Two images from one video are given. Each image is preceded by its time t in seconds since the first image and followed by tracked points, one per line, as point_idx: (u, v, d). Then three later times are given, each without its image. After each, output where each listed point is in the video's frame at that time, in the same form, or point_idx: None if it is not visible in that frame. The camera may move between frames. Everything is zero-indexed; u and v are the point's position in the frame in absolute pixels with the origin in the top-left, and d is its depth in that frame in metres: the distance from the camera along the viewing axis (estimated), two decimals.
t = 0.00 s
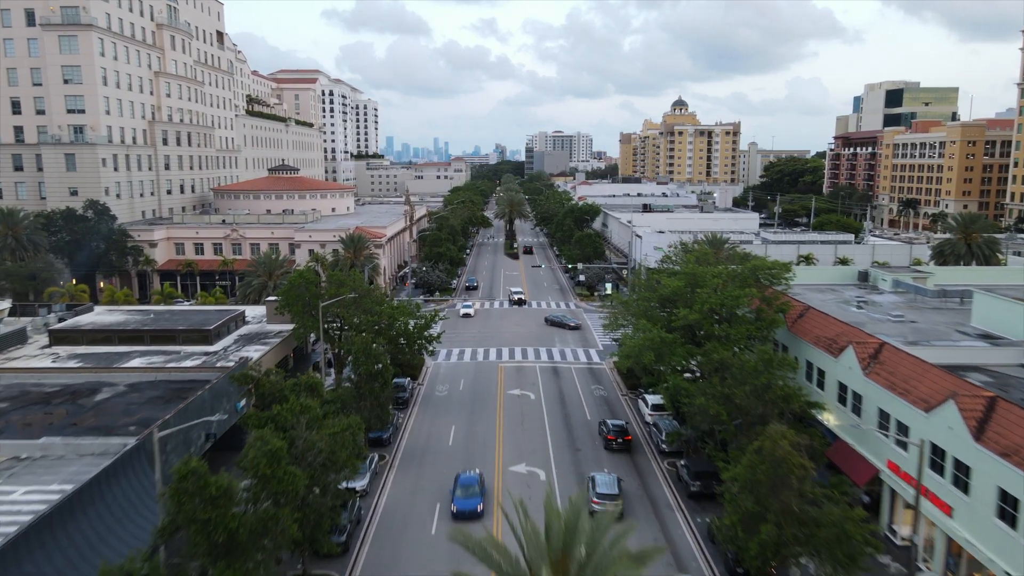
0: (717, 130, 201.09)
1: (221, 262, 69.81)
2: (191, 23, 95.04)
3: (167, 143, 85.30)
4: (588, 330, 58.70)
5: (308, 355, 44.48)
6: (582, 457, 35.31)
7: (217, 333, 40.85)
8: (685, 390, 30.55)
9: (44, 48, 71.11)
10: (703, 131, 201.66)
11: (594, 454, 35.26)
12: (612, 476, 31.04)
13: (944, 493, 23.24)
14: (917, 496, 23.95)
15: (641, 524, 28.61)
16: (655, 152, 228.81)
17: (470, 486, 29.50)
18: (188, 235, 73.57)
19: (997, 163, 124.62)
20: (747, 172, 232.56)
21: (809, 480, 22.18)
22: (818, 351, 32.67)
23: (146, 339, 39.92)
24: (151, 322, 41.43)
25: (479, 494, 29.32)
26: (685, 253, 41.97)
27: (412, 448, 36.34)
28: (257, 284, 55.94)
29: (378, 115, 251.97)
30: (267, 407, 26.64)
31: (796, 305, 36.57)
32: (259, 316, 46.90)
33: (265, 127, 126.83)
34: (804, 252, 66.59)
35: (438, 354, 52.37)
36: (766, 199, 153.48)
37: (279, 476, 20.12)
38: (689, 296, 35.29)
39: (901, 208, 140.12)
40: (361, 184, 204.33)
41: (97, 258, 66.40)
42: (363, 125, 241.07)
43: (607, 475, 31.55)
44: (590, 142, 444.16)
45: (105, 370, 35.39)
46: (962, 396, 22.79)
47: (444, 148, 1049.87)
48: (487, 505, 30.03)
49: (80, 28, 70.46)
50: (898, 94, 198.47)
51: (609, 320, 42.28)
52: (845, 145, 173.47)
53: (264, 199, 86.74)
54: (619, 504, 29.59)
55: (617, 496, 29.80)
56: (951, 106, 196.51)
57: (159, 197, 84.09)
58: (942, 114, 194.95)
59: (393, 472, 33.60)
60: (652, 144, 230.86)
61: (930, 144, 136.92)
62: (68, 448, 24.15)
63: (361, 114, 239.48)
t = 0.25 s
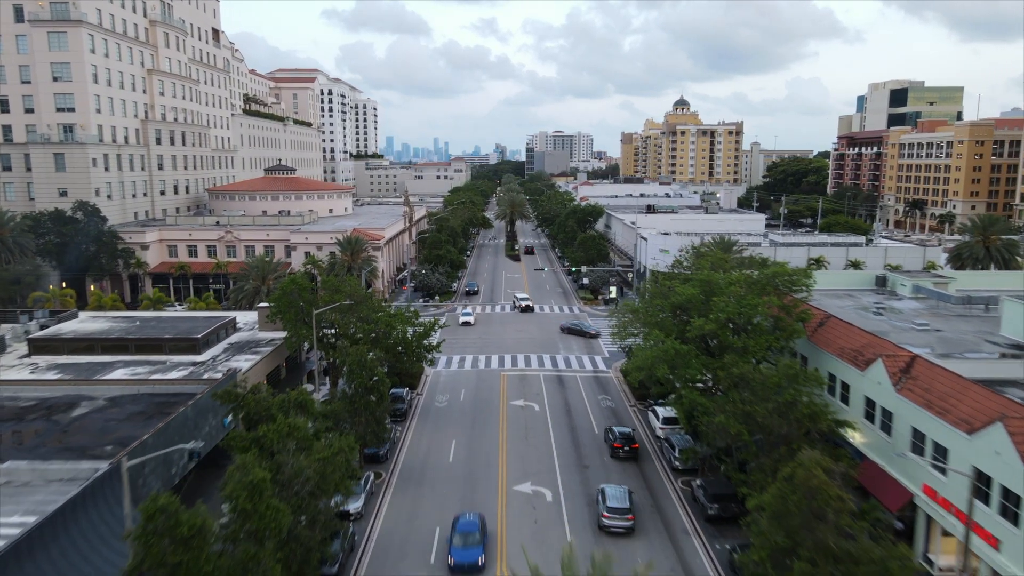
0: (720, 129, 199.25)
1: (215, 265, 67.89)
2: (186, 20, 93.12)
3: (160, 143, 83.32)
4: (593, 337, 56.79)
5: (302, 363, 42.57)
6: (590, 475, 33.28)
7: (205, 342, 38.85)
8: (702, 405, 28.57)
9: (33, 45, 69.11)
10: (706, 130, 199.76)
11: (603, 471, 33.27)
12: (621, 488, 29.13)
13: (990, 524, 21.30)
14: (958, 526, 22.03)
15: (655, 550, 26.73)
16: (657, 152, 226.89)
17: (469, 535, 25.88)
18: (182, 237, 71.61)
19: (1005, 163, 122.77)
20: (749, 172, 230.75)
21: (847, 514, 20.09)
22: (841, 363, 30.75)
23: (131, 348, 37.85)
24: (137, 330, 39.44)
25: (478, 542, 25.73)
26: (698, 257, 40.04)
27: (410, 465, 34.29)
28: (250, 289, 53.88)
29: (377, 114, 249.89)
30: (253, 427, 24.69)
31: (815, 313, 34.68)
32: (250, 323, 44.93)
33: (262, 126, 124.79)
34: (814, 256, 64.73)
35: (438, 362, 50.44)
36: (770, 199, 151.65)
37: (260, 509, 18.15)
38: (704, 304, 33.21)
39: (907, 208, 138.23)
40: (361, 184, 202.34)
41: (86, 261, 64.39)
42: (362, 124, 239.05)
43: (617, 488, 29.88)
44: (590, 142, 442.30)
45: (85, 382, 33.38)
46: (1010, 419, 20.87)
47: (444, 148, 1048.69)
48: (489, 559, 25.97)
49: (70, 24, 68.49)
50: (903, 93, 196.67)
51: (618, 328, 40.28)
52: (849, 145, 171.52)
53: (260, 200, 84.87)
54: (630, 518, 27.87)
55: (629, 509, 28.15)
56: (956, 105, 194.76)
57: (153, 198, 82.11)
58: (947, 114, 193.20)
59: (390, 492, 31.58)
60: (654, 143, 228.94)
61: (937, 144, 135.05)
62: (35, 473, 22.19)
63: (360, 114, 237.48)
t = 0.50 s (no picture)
0: (722, 129, 197.61)
1: (209, 268, 66.13)
2: (181, 17, 91.44)
3: (154, 143, 81.64)
4: (598, 342, 55.09)
5: (295, 373, 40.78)
6: (598, 492, 31.54)
7: (194, 350, 37.12)
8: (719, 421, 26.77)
9: (22, 42, 67.44)
10: (708, 130, 198.08)
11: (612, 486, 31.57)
12: (631, 500, 28.06)
13: None
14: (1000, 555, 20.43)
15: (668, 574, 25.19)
16: (659, 152, 225.18)
17: None
18: (175, 239, 69.91)
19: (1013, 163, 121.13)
20: (752, 172, 229.03)
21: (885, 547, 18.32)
22: (865, 375, 28.98)
23: (115, 358, 36.08)
24: (123, 337, 37.69)
25: None
26: (709, 261, 38.29)
27: (409, 481, 32.59)
28: (243, 294, 51.98)
29: (377, 114, 248.03)
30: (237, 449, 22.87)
31: (834, 321, 32.95)
32: (242, 330, 43.16)
33: (260, 126, 123.14)
34: (825, 258, 62.99)
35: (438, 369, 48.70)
36: (774, 200, 149.94)
37: (239, 546, 16.42)
38: (720, 311, 31.27)
39: (913, 209, 136.52)
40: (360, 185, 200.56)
41: (76, 263, 62.68)
42: (362, 124, 237.29)
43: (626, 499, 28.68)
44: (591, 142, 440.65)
45: (65, 394, 31.61)
46: None
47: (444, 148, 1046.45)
48: None
49: (60, 20, 66.81)
50: (907, 92, 194.98)
51: (626, 336, 38.47)
52: (853, 145, 169.78)
53: (257, 201, 83.19)
54: (641, 532, 26.68)
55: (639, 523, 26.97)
56: (960, 105, 193.12)
57: (146, 199, 80.42)
58: (952, 113, 191.55)
59: (387, 511, 29.87)
60: (655, 143, 227.25)
61: (944, 143, 133.38)
62: None
63: (360, 113, 235.71)
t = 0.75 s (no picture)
0: (725, 129, 195.66)
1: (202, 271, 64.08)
2: (175, 14, 89.45)
3: (147, 142, 79.69)
4: (603, 349, 53.15)
5: (288, 384, 38.78)
6: (608, 514, 29.68)
7: (180, 361, 35.07)
8: (742, 443, 24.64)
9: (10, 39, 65.48)
10: (711, 130, 196.06)
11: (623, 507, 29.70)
12: (643, 516, 26.77)
13: None
14: None
15: None
16: (661, 152, 223.15)
17: None
18: (167, 241, 67.94)
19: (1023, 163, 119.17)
20: (754, 172, 226.99)
21: None
22: (895, 392, 26.98)
23: (96, 369, 33.99)
24: (104, 347, 35.66)
25: None
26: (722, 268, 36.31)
27: (407, 502, 30.76)
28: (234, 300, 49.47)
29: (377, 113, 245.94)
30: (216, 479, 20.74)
31: (859, 331, 30.96)
32: (231, 338, 41.15)
33: (257, 125, 121.18)
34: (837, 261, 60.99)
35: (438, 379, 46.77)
36: (778, 201, 147.91)
37: None
38: (739, 322, 29.17)
39: (920, 210, 134.53)
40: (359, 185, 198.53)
41: (64, 267, 60.71)
42: (361, 123, 235.24)
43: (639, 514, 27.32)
44: (592, 141, 438.64)
45: (39, 410, 29.58)
46: None
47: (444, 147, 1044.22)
48: None
49: (49, 17, 64.83)
50: (912, 92, 192.93)
51: (635, 346, 36.42)
52: (858, 145, 167.72)
53: (252, 202, 81.24)
54: (654, 550, 25.40)
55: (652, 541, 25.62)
56: (966, 104, 191.09)
57: (139, 200, 78.47)
58: (957, 113, 189.57)
59: (384, 536, 28.02)
60: (658, 143, 225.16)
61: (951, 143, 131.39)
62: None
63: (359, 113, 233.64)
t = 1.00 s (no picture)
0: (728, 128, 193.72)
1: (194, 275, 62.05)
2: (169, 11, 87.48)
3: (140, 142, 77.74)
4: (609, 356, 51.26)
5: (279, 396, 36.72)
6: (619, 539, 27.66)
7: (164, 374, 33.01)
8: (770, 469, 22.52)
9: None
10: (713, 130, 194.09)
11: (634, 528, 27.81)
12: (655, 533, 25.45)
13: None
14: None
15: None
16: (663, 152, 221.14)
17: None
18: (159, 244, 65.95)
19: None
20: (757, 173, 225.07)
21: None
22: (932, 412, 24.93)
23: (74, 383, 31.96)
24: (84, 359, 33.61)
25: None
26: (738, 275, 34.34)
27: (404, 525, 28.79)
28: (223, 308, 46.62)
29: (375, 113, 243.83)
30: (189, 514, 18.60)
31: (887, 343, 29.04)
32: (220, 348, 39.10)
33: (254, 125, 119.23)
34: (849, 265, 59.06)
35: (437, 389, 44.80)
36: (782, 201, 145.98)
37: None
38: (761, 335, 27.11)
39: (927, 210, 132.66)
40: (358, 185, 196.54)
41: (51, 271, 58.67)
42: (360, 123, 233.11)
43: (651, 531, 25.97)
44: (592, 141, 436.72)
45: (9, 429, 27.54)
46: None
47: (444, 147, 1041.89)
48: None
49: (36, 13, 62.86)
50: (916, 91, 190.96)
51: (646, 357, 34.33)
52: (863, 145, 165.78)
53: (247, 203, 79.28)
54: (667, 570, 24.08)
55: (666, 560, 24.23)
56: (970, 104, 189.26)
57: (131, 201, 76.49)
58: (962, 112, 187.71)
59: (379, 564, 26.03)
60: (659, 143, 223.13)
61: (958, 143, 129.53)
62: None
63: (358, 112, 231.52)
